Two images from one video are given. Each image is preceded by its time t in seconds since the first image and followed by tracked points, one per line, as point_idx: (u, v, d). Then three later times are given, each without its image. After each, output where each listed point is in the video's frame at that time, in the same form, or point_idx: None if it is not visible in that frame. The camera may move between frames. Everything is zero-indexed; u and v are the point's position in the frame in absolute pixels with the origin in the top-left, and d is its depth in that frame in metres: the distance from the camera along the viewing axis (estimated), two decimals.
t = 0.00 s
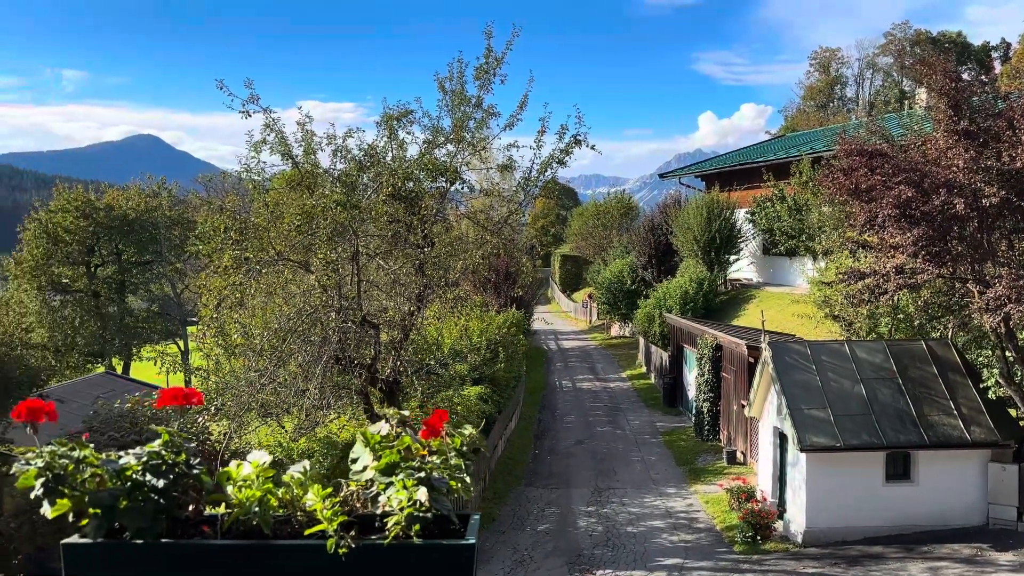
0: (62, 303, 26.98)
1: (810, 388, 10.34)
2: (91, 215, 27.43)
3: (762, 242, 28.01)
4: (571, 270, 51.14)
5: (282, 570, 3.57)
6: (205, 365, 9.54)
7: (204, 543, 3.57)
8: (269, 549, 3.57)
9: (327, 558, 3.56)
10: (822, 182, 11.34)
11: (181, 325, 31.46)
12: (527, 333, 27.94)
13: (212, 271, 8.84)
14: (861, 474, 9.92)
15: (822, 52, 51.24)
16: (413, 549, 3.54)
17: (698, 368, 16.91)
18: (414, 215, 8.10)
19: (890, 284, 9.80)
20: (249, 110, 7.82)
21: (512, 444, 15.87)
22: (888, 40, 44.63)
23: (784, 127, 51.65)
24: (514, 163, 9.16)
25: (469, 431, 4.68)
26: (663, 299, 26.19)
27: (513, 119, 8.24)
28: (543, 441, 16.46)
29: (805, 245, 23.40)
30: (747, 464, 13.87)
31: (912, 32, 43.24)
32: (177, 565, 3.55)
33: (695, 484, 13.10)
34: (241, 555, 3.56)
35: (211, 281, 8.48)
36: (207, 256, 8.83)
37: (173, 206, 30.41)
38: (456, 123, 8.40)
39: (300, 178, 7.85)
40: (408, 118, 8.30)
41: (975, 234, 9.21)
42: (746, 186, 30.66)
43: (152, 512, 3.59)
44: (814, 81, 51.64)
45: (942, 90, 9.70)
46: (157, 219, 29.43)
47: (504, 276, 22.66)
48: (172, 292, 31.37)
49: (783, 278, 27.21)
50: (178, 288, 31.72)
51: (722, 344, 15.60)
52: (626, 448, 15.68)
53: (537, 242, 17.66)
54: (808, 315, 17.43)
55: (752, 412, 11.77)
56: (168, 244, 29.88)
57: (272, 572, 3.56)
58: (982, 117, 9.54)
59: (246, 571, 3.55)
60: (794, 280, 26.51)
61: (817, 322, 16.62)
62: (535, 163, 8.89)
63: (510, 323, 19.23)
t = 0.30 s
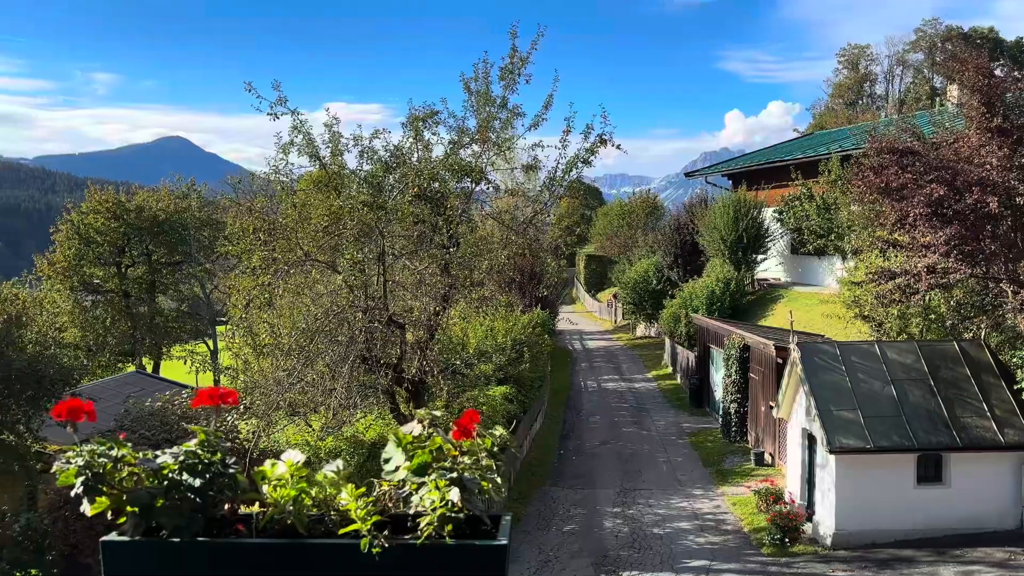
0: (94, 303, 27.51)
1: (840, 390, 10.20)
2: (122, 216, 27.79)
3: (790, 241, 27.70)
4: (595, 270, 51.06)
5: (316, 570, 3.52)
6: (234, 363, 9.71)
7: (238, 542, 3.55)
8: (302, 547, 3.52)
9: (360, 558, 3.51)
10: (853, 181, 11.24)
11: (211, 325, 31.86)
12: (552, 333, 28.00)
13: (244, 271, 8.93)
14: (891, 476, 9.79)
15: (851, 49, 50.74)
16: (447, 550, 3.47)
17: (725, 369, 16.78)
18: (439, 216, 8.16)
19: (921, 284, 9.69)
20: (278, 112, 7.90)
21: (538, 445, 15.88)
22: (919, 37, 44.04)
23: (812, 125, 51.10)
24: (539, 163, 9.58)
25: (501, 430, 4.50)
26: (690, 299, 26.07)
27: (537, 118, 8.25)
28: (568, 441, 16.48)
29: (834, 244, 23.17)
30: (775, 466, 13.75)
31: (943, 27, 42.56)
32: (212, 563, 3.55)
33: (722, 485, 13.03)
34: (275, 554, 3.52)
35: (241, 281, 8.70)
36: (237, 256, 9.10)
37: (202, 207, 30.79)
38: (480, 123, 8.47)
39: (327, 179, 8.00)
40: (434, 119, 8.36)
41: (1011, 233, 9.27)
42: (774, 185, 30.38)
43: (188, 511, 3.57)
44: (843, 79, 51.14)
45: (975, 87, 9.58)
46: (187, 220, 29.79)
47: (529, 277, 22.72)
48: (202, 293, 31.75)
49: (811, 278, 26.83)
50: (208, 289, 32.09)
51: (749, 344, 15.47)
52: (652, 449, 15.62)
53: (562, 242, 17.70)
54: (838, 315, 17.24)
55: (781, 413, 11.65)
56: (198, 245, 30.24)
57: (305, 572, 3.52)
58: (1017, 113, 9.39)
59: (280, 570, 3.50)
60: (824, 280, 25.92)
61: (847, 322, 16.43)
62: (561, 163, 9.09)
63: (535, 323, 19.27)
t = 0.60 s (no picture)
0: (119, 303, 27.93)
1: (863, 392, 10.10)
2: (147, 218, 28.14)
3: (814, 241, 27.51)
4: (615, 271, 51.05)
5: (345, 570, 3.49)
6: (257, 363, 9.84)
7: (268, 541, 3.52)
8: (329, 547, 3.48)
9: (389, 558, 3.47)
10: (877, 180, 11.18)
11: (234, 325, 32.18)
12: (573, 334, 28.04)
13: (269, 271, 9.00)
14: (916, 478, 9.69)
15: (875, 47, 50.26)
16: (475, 551, 3.41)
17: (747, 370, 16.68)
18: (460, 217, 8.22)
19: (947, 284, 9.59)
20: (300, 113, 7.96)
21: (558, 445, 15.88)
22: (944, 34, 43.55)
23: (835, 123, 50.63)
24: (559, 163, 9.53)
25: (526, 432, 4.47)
26: (711, 299, 25.97)
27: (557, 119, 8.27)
28: (589, 442, 16.48)
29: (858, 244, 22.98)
30: (798, 468, 13.65)
31: (969, 24, 42.04)
32: (241, 562, 3.52)
33: (744, 487, 12.96)
34: (304, 554, 3.48)
35: (265, 282, 8.90)
36: (260, 258, 9.39)
37: (225, 208, 31.18)
38: (500, 124, 8.52)
39: (348, 181, 8.09)
40: (454, 120, 8.42)
41: None
42: (797, 184, 30.14)
43: (218, 511, 3.56)
44: (866, 77, 50.66)
45: (1003, 85, 9.52)
46: (211, 221, 30.16)
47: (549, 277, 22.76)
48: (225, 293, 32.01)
49: (834, 278, 26.60)
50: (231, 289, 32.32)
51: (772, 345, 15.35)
52: (673, 450, 15.57)
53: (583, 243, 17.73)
54: (862, 315, 17.07)
55: (804, 415, 11.55)
56: (222, 245, 30.56)
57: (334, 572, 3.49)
58: None
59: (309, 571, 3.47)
60: (847, 280, 25.72)
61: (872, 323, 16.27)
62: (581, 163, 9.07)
63: (555, 324, 19.30)
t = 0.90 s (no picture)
0: (135, 303, 28.13)
1: (880, 393, 10.02)
2: (162, 218, 28.33)
3: (829, 241, 27.39)
4: (628, 271, 50.99)
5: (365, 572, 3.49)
6: (272, 363, 9.89)
7: (288, 542, 3.54)
8: (349, 549, 3.49)
9: (410, 559, 3.47)
10: (892, 180, 11.13)
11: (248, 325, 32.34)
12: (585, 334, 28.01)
13: (287, 271, 9.06)
14: (932, 481, 9.63)
15: (890, 45, 49.87)
16: (495, 555, 3.41)
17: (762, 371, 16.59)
18: (474, 217, 8.34)
19: (965, 285, 9.52)
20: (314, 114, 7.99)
21: (571, 445, 15.86)
22: (960, 32, 43.21)
23: (849, 123, 50.30)
24: (573, 163, 9.75)
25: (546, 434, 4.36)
26: (724, 300, 25.86)
27: (571, 119, 8.26)
28: (602, 443, 16.46)
29: (874, 244, 22.82)
30: (813, 470, 13.58)
31: (986, 23, 41.69)
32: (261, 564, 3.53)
33: (759, 489, 12.89)
34: (324, 556, 3.49)
35: (279, 283, 9.16)
36: (275, 258, 9.58)
37: (240, 209, 31.41)
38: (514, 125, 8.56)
39: (363, 181, 8.09)
40: (468, 121, 8.44)
41: None
42: (812, 185, 29.95)
43: (239, 512, 3.59)
44: (882, 76, 50.27)
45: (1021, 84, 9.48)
46: (226, 222, 30.37)
47: (562, 277, 22.75)
48: (239, 293, 32.13)
49: (849, 279, 26.46)
50: (246, 289, 32.43)
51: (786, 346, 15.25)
52: (687, 451, 15.53)
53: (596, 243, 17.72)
54: (878, 316, 16.94)
55: (819, 416, 11.49)
56: (236, 246, 30.70)
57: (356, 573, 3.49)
58: None
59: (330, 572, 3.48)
60: (862, 280, 25.60)
61: (888, 324, 16.14)
62: (594, 163, 9.41)
63: (568, 324, 19.28)
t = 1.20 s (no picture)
0: (138, 303, 28.14)
1: (884, 395, 10.00)
2: (166, 218, 28.34)
3: (834, 241, 27.47)
4: (631, 272, 51.04)
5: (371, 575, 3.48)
6: (276, 364, 9.91)
7: (293, 545, 3.52)
8: (357, 552, 3.48)
9: (416, 562, 3.46)
10: (897, 181, 11.12)
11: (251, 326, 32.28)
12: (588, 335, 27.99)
13: (291, 272, 9.13)
14: (937, 484, 9.61)
15: (894, 45, 49.70)
16: (502, 558, 3.40)
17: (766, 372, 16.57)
18: (478, 217, 8.39)
19: (970, 286, 9.49)
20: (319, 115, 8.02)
21: (575, 446, 15.87)
22: (964, 33, 43.14)
23: (853, 124, 50.28)
24: (576, 163, 9.80)
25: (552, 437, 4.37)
26: (728, 300, 25.84)
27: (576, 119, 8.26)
28: (605, 444, 16.45)
29: (880, 245, 22.77)
30: (817, 471, 13.56)
31: (991, 23, 41.60)
32: (268, 568, 3.54)
33: (762, 490, 12.87)
34: (331, 560, 3.48)
35: (284, 284, 9.36)
36: (278, 259, 9.69)
37: (244, 210, 31.45)
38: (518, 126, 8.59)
39: (367, 181, 8.09)
40: (472, 121, 8.44)
41: None
42: (816, 185, 29.90)
43: (246, 514, 3.56)
44: (886, 77, 50.16)
45: None
46: (229, 222, 30.40)
47: (566, 278, 22.74)
48: (243, 294, 32.12)
49: (854, 280, 26.42)
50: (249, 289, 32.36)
51: (791, 346, 15.22)
52: (690, 452, 15.51)
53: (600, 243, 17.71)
54: (883, 317, 16.90)
55: (823, 417, 11.47)
56: (239, 246, 30.67)
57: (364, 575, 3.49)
58: None
59: None
60: (867, 280, 25.57)
61: (892, 325, 16.11)
62: (599, 164, 9.48)
63: (571, 325, 19.28)
